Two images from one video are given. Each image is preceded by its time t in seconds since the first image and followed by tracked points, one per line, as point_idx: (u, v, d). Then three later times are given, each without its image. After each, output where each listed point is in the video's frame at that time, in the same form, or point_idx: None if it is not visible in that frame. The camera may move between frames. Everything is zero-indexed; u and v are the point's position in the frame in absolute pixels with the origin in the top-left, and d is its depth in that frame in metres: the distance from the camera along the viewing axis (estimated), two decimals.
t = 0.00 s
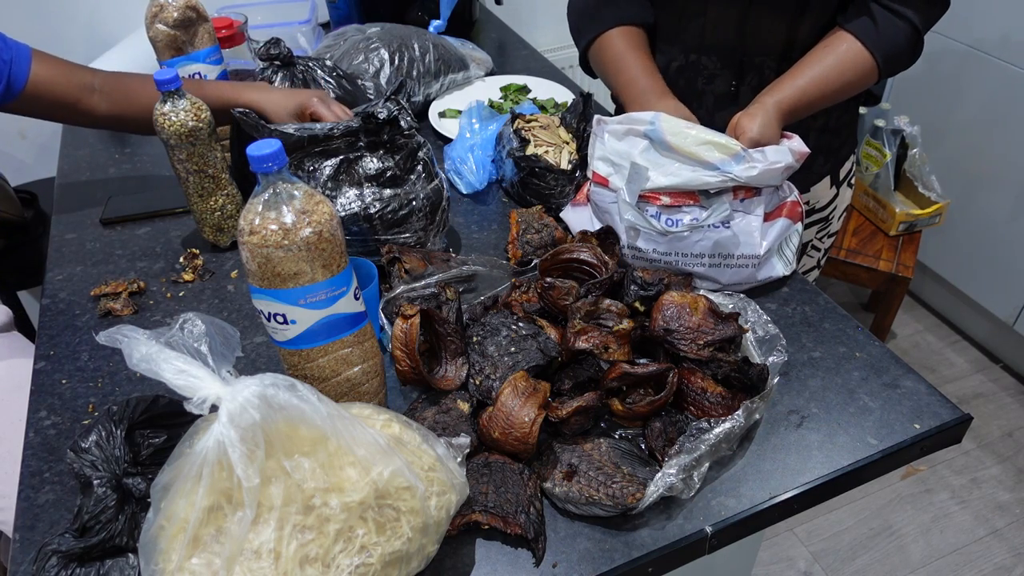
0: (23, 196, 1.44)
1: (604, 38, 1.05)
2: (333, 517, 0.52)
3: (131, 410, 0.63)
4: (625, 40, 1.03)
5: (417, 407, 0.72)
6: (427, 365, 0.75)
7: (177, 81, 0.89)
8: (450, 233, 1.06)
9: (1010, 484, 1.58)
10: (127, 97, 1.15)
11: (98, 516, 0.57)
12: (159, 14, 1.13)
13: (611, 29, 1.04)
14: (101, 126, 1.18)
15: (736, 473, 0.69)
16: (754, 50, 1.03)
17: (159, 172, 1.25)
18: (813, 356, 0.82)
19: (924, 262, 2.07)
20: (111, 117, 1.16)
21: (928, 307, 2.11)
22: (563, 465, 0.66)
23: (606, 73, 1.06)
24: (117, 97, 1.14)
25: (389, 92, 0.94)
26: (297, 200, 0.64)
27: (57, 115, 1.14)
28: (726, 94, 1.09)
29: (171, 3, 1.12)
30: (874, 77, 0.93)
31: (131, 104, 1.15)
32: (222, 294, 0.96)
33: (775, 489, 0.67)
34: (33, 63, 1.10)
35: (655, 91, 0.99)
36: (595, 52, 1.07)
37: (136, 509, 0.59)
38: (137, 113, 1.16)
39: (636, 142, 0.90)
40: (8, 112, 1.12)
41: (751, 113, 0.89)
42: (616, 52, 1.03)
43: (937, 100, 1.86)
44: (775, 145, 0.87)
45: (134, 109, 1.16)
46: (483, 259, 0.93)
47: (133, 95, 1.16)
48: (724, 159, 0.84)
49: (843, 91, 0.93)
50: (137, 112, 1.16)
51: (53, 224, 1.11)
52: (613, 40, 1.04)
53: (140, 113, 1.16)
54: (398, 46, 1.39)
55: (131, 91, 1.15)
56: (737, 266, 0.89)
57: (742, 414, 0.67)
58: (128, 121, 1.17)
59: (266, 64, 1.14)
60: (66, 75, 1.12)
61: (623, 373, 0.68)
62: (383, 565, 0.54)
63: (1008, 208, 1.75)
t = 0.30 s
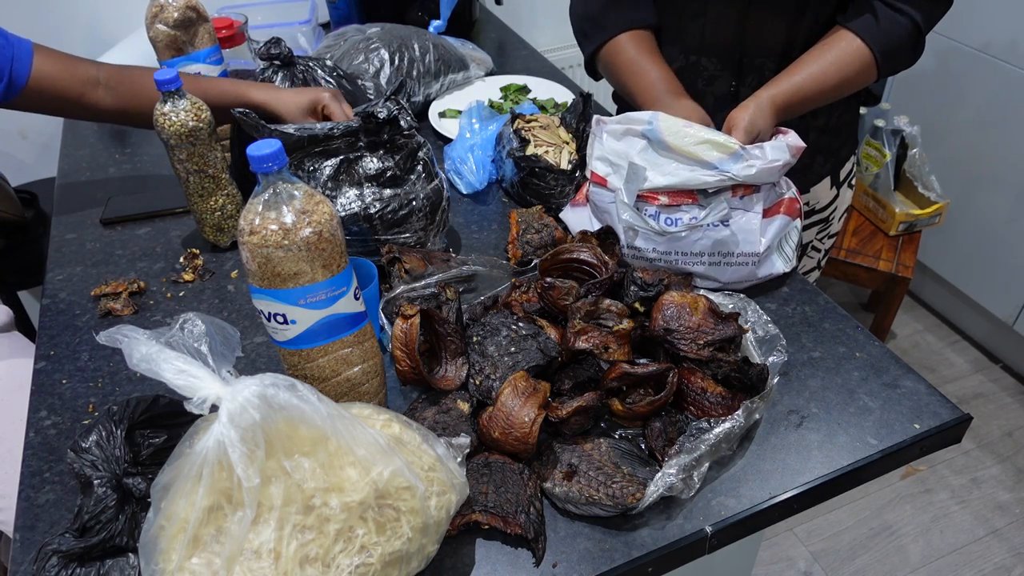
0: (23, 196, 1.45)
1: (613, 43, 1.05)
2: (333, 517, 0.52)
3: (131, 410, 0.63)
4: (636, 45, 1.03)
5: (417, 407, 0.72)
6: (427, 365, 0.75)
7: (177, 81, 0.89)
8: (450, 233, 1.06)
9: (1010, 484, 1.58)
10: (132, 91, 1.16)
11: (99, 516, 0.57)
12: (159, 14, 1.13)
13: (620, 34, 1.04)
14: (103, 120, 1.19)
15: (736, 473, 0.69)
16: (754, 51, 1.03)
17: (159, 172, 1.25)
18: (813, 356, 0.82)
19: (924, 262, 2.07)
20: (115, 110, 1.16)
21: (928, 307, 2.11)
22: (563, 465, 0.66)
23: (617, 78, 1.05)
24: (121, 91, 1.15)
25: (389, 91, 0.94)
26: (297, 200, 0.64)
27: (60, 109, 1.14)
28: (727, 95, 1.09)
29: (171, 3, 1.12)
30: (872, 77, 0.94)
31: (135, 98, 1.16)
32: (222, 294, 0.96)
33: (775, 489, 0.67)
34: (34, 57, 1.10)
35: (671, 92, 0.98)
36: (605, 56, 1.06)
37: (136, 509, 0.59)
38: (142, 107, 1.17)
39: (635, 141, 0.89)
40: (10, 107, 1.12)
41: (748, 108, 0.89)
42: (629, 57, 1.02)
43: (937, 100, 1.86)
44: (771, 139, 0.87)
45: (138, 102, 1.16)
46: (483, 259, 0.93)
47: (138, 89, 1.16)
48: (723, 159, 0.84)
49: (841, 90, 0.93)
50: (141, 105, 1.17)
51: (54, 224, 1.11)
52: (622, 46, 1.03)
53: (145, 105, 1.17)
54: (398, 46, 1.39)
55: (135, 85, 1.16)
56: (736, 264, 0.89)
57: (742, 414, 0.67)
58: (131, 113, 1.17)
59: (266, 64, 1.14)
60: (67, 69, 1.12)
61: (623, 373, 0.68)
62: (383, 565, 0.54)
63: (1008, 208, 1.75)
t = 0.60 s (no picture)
0: (23, 196, 1.44)
1: (607, 47, 1.06)
2: (333, 517, 0.52)
3: (131, 410, 0.63)
4: (630, 50, 1.04)
5: (417, 407, 0.72)
6: (427, 365, 0.75)
7: (176, 81, 0.89)
8: (450, 233, 1.06)
9: (1010, 484, 1.58)
10: (131, 91, 1.16)
11: (98, 516, 0.57)
12: (159, 14, 1.13)
13: (616, 38, 1.05)
14: (102, 121, 1.19)
15: (736, 473, 0.69)
16: (755, 51, 1.03)
17: (159, 172, 1.25)
18: (813, 356, 0.82)
19: (924, 262, 2.07)
20: (115, 110, 1.16)
21: (928, 307, 2.11)
22: (563, 465, 0.66)
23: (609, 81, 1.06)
24: (120, 89, 1.15)
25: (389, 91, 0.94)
26: (297, 200, 0.64)
27: (59, 110, 1.14)
28: (727, 95, 1.09)
29: (171, 3, 1.12)
30: (874, 77, 0.93)
31: (135, 97, 1.16)
32: (222, 294, 0.96)
33: (775, 489, 0.67)
34: (33, 58, 1.10)
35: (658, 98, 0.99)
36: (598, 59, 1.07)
37: (136, 509, 0.59)
38: (141, 106, 1.17)
39: (629, 143, 0.89)
40: (9, 108, 1.12)
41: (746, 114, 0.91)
42: (620, 61, 1.03)
43: (937, 100, 1.86)
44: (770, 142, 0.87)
45: (137, 102, 1.16)
46: (483, 259, 0.93)
47: (138, 88, 1.16)
48: (717, 159, 0.85)
49: (842, 92, 0.93)
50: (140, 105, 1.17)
51: (53, 224, 1.11)
52: (615, 50, 1.05)
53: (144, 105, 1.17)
54: (398, 46, 1.39)
55: (135, 84, 1.16)
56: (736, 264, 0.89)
57: (742, 414, 0.67)
58: (131, 113, 1.17)
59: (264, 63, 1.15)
60: (66, 68, 1.12)
61: (623, 373, 0.68)
62: (383, 565, 0.54)
63: (1008, 209, 1.75)
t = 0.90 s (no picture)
0: (23, 196, 1.45)
1: (594, 45, 1.07)
2: (333, 517, 0.52)
3: (131, 410, 0.63)
4: (615, 50, 1.05)
5: (417, 407, 0.72)
6: (427, 365, 0.75)
7: (177, 81, 0.89)
8: (450, 233, 1.06)
9: (1010, 484, 1.58)
10: (130, 93, 1.16)
11: (99, 516, 0.57)
12: (159, 14, 1.13)
13: (604, 35, 1.06)
14: (100, 123, 1.18)
15: (736, 473, 0.69)
16: (755, 52, 1.03)
17: (159, 172, 1.25)
18: (813, 356, 0.82)
19: (924, 262, 2.07)
20: (113, 112, 1.16)
21: (928, 307, 2.11)
22: (563, 465, 0.66)
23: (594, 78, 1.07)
24: (118, 90, 1.15)
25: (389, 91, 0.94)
26: (297, 200, 0.64)
27: (57, 113, 1.14)
28: (727, 96, 1.09)
29: (171, 3, 1.11)
30: (875, 81, 0.93)
31: (133, 100, 1.16)
32: (222, 294, 0.96)
33: (775, 489, 0.67)
34: (32, 60, 1.10)
35: (632, 101, 1.00)
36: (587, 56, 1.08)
37: (136, 509, 0.59)
38: (140, 108, 1.17)
39: (615, 150, 0.88)
40: (9, 110, 1.12)
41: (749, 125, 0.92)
42: (606, 60, 1.05)
43: (938, 101, 1.86)
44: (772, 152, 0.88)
45: (136, 104, 1.17)
46: (483, 259, 0.93)
47: (137, 90, 1.16)
48: (703, 155, 0.85)
49: (843, 97, 0.93)
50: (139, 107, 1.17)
51: (54, 224, 1.11)
52: (602, 48, 1.06)
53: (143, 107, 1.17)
54: (398, 46, 1.39)
55: (134, 86, 1.17)
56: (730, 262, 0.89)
57: (742, 414, 0.67)
58: (130, 114, 1.17)
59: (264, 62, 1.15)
60: (65, 70, 1.13)
61: (623, 373, 0.68)
62: (383, 565, 0.54)
63: (1008, 209, 1.75)
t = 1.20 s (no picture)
0: (23, 196, 1.45)
1: (588, 44, 1.07)
2: (333, 517, 0.52)
3: (131, 410, 0.63)
4: (607, 51, 1.05)
5: (417, 407, 0.72)
6: (426, 365, 0.75)
7: (176, 81, 0.89)
8: (450, 233, 1.06)
9: (1010, 484, 1.58)
10: (128, 92, 1.16)
11: (98, 516, 0.57)
12: (159, 14, 1.13)
13: (597, 34, 1.06)
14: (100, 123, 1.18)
15: (736, 473, 0.69)
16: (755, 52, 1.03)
17: (159, 172, 1.25)
18: (813, 356, 0.82)
19: (924, 262, 2.07)
20: (111, 112, 1.16)
21: (928, 307, 2.11)
22: (563, 465, 0.66)
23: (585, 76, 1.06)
24: (116, 89, 1.15)
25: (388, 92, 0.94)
26: (297, 200, 0.64)
27: (57, 113, 1.14)
28: (727, 95, 1.09)
29: (171, 3, 1.11)
30: (874, 76, 0.93)
31: (132, 99, 1.16)
32: (222, 293, 0.96)
33: (775, 489, 0.67)
34: (30, 60, 1.10)
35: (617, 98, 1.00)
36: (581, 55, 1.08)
37: (136, 509, 0.59)
38: (138, 108, 1.17)
39: (590, 155, 0.87)
40: (8, 112, 1.12)
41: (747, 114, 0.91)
42: (597, 58, 1.05)
43: (938, 100, 1.86)
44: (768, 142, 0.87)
45: (134, 103, 1.16)
46: (483, 259, 0.93)
47: (134, 88, 1.16)
48: (679, 147, 0.85)
49: (843, 90, 0.92)
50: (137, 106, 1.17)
51: (54, 224, 1.11)
52: (595, 47, 1.06)
53: (141, 106, 1.17)
54: (398, 46, 1.39)
55: (132, 85, 1.16)
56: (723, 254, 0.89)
57: (742, 414, 0.67)
58: (128, 114, 1.17)
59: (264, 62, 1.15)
60: (64, 71, 1.13)
61: (623, 373, 0.68)
62: (383, 565, 0.54)
63: (1008, 209, 1.75)
